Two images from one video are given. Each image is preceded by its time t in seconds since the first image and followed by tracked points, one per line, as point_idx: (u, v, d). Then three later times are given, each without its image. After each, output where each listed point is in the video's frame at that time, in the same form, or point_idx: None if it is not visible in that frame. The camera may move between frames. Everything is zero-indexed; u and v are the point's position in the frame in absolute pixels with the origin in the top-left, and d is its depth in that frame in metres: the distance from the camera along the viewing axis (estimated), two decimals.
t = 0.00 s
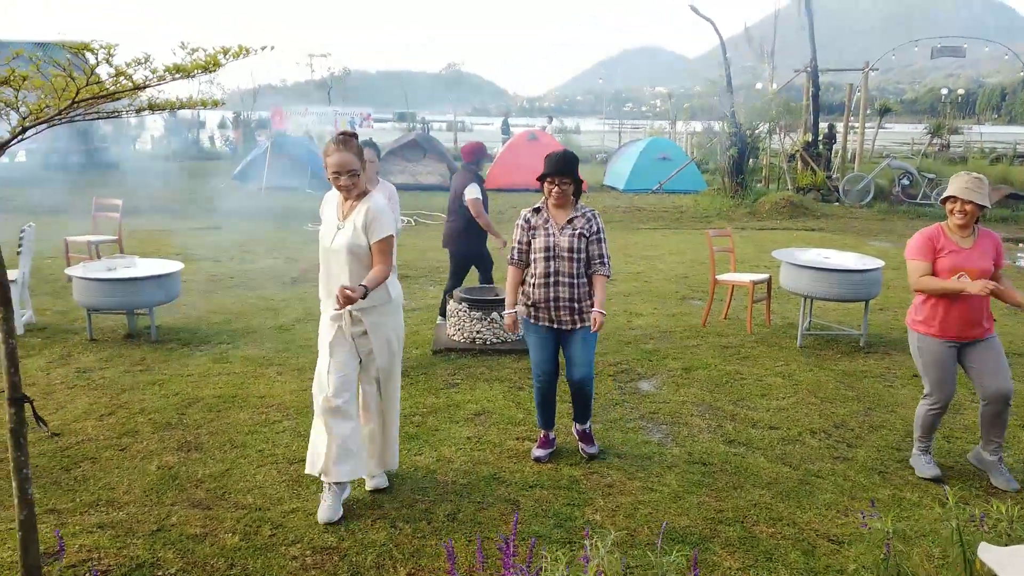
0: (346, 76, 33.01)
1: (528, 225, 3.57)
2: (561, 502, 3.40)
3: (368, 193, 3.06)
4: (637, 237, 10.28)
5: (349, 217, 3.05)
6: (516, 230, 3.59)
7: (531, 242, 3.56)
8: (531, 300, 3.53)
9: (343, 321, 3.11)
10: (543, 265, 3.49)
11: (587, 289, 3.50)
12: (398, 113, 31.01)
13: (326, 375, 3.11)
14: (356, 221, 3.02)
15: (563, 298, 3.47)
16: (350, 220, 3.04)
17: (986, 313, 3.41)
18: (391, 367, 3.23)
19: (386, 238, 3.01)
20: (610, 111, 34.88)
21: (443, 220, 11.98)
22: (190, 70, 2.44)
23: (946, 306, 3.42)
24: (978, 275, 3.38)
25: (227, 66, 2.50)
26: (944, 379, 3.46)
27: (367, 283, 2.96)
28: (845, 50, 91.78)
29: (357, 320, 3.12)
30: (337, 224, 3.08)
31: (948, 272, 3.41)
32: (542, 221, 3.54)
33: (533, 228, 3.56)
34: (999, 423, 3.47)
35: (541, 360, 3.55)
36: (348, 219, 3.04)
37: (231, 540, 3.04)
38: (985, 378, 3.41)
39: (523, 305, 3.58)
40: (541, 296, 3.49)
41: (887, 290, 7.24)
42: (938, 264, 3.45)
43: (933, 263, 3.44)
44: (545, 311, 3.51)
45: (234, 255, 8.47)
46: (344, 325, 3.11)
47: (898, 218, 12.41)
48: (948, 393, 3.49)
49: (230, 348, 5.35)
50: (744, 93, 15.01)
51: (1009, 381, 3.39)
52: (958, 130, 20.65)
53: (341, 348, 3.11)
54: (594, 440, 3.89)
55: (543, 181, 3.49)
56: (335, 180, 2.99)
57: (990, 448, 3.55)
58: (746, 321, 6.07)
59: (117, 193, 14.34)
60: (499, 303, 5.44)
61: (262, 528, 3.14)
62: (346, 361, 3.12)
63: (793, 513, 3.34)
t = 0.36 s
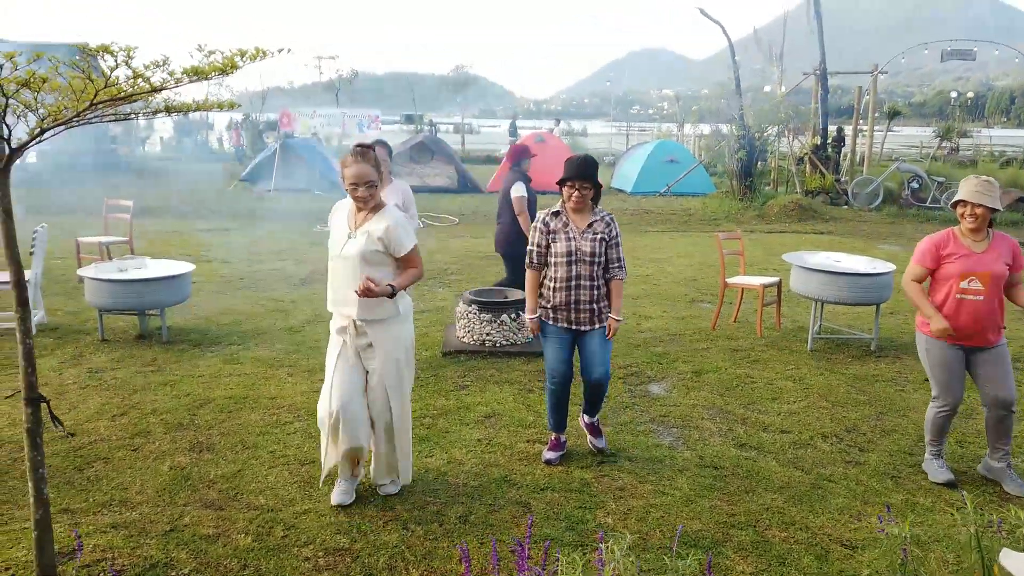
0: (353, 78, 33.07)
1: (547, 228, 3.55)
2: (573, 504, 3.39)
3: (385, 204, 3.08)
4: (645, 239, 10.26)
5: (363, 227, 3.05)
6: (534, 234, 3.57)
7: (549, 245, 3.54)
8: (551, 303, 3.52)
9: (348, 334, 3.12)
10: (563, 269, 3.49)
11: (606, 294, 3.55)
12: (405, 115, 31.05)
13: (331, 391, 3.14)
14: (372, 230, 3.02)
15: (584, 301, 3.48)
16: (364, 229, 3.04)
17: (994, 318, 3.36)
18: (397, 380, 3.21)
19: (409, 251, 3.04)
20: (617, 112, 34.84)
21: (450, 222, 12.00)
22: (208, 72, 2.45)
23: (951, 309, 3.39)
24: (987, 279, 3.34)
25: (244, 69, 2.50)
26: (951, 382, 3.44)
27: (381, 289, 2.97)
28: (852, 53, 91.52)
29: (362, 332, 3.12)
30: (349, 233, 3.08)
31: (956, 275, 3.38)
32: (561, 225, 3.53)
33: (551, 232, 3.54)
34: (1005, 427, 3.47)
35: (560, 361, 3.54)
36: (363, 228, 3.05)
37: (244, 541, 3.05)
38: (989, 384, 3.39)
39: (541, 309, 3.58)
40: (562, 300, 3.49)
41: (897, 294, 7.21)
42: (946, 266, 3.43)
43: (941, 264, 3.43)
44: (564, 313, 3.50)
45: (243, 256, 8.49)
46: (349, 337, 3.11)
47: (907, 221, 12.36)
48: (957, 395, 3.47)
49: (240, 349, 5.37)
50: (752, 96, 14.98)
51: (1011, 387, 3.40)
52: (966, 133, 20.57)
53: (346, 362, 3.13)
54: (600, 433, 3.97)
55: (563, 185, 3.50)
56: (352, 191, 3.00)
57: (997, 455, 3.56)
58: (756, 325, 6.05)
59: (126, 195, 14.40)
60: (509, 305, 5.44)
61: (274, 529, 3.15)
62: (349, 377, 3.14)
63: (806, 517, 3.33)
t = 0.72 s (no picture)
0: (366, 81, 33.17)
1: (572, 233, 3.56)
2: (586, 509, 3.38)
3: (389, 201, 3.09)
4: (658, 243, 10.23)
5: (368, 224, 3.05)
6: (560, 239, 3.58)
7: (576, 249, 3.55)
8: (585, 305, 3.52)
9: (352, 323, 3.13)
10: (592, 271, 3.49)
11: (636, 293, 3.56)
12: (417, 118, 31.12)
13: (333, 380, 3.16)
14: (378, 229, 3.03)
15: (616, 302, 3.48)
16: (370, 226, 3.04)
17: (992, 327, 3.34)
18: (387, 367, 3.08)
19: (410, 243, 3.07)
20: (628, 116, 34.76)
21: (462, 225, 12.01)
22: (228, 74, 2.46)
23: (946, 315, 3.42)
24: (989, 288, 3.32)
25: (264, 71, 2.52)
26: (959, 391, 3.39)
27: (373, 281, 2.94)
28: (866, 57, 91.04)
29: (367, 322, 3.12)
30: (353, 229, 3.06)
31: (956, 282, 3.40)
32: (586, 229, 3.54)
33: (577, 236, 3.56)
34: None
35: (597, 354, 3.42)
36: (368, 225, 3.05)
37: (257, 541, 3.06)
38: (1001, 388, 3.31)
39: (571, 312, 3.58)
40: (595, 302, 3.49)
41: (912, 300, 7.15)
42: (950, 273, 3.44)
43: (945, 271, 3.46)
44: (598, 315, 3.51)
45: (257, 257, 8.53)
46: (355, 328, 3.12)
47: (922, 228, 12.27)
48: (966, 404, 3.40)
49: (254, 349, 5.39)
50: (766, 100, 14.92)
51: None
52: (981, 139, 20.41)
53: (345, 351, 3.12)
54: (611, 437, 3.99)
55: (585, 189, 3.51)
56: (357, 190, 2.99)
57: (1021, 465, 3.46)
58: (770, 330, 6.03)
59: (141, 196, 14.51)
60: (521, 308, 5.44)
61: (287, 529, 3.16)
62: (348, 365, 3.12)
63: (821, 524, 3.31)
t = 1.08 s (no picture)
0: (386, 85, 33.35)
1: (594, 238, 3.60)
2: (604, 515, 3.37)
3: (411, 207, 3.08)
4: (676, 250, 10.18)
5: (387, 229, 3.04)
6: (582, 243, 3.62)
7: (596, 254, 3.58)
8: (599, 310, 3.52)
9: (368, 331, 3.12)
10: (608, 277, 3.50)
11: (654, 300, 3.53)
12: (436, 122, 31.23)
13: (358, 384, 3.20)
14: (396, 234, 3.02)
15: (631, 307, 3.46)
16: (389, 231, 3.03)
17: None
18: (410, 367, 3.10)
19: (425, 254, 3.02)
20: (647, 121, 34.70)
21: (480, 229, 12.03)
22: (254, 78, 2.49)
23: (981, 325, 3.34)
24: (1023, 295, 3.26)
25: (290, 75, 2.55)
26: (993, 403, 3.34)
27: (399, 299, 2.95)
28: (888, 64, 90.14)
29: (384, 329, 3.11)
30: (372, 234, 3.06)
31: (990, 291, 3.33)
32: (607, 234, 3.57)
33: (598, 241, 3.59)
34: None
35: (615, 364, 3.43)
36: (387, 230, 3.04)
37: (277, 542, 3.07)
38: None
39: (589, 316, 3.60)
40: (609, 307, 3.49)
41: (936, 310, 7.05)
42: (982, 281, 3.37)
43: (977, 280, 3.38)
44: (613, 321, 3.50)
45: (277, 260, 8.59)
46: (372, 333, 3.11)
47: (945, 237, 12.12)
48: (997, 417, 3.36)
49: (274, 351, 5.43)
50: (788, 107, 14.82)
51: None
52: (1006, 148, 20.14)
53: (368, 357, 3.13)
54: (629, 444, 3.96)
55: (609, 194, 3.52)
56: (379, 194, 3.00)
57: None
58: (790, 338, 5.98)
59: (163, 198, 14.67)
60: (540, 314, 5.44)
61: (306, 531, 3.17)
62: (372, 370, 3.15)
63: (842, 536, 3.27)
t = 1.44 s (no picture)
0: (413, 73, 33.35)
1: (620, 226, 3.57)
2: (633, 507, 3.36)
3: (450, 199, 3.06)
4: (705, 241, 10.08)
5: (427, 221, 3.03)
6: (607, 231, 3.60)
7: (621, 243, 3.55)
8: (617, 300, 3.51)
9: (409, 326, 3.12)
10: (631, 265, 3.47)
11: (675, 293, 3.49)
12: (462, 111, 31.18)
13: (392, 376, 3.17)
14: (436, 226, 3.01)
15: (650, 298, 3.44)
16: (429, 223, 3.02)
17: None
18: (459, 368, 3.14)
19: (470, 249, 3.04)
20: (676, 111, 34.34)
21: (507, 219, 12.02)
22: (292, 66, 2.49)
23: None
24: None
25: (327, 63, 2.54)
26: None
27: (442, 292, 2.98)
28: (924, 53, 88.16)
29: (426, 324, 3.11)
30: (412, 226, 3.06)
31: None
32: (634, 223, 3.54)
33: (624, 229, 3.56)
34: None
35: (625, 360, 3.53)
36: (427, 222, 3.03)
37: (309, 526, 3.11)
38: None
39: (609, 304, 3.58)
40: (628, 296, 3.47)
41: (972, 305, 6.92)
42: None
43: None
44: (630, 310, 3.48)
45: (306, 247, 8.66)
46: (412, 328, 3.11)
47: (981, 231, 11.86)
48: None
49: (304, 338, 5.48)
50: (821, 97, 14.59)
51: None
52: None
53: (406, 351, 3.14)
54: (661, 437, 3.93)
55: (638, 186, 3.49)
56: (420, 185, 2.99)
57: None
58: (821, 332, 5.90)
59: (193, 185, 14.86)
60: (568, 304, 5.43)
61: (337, 516, 3.20)
62: (407, 364, 3.15)
63: (875, 532, 3.23)
